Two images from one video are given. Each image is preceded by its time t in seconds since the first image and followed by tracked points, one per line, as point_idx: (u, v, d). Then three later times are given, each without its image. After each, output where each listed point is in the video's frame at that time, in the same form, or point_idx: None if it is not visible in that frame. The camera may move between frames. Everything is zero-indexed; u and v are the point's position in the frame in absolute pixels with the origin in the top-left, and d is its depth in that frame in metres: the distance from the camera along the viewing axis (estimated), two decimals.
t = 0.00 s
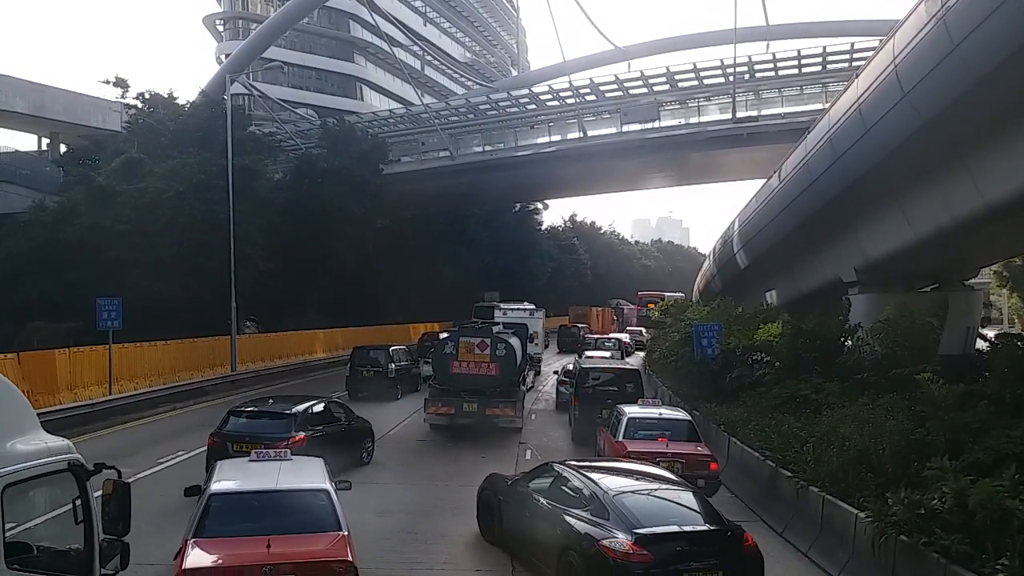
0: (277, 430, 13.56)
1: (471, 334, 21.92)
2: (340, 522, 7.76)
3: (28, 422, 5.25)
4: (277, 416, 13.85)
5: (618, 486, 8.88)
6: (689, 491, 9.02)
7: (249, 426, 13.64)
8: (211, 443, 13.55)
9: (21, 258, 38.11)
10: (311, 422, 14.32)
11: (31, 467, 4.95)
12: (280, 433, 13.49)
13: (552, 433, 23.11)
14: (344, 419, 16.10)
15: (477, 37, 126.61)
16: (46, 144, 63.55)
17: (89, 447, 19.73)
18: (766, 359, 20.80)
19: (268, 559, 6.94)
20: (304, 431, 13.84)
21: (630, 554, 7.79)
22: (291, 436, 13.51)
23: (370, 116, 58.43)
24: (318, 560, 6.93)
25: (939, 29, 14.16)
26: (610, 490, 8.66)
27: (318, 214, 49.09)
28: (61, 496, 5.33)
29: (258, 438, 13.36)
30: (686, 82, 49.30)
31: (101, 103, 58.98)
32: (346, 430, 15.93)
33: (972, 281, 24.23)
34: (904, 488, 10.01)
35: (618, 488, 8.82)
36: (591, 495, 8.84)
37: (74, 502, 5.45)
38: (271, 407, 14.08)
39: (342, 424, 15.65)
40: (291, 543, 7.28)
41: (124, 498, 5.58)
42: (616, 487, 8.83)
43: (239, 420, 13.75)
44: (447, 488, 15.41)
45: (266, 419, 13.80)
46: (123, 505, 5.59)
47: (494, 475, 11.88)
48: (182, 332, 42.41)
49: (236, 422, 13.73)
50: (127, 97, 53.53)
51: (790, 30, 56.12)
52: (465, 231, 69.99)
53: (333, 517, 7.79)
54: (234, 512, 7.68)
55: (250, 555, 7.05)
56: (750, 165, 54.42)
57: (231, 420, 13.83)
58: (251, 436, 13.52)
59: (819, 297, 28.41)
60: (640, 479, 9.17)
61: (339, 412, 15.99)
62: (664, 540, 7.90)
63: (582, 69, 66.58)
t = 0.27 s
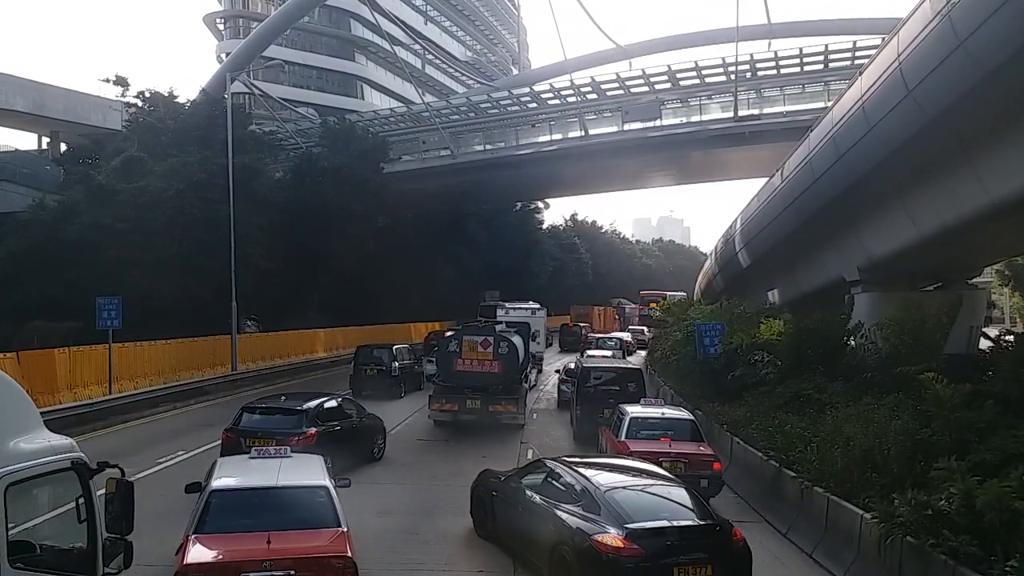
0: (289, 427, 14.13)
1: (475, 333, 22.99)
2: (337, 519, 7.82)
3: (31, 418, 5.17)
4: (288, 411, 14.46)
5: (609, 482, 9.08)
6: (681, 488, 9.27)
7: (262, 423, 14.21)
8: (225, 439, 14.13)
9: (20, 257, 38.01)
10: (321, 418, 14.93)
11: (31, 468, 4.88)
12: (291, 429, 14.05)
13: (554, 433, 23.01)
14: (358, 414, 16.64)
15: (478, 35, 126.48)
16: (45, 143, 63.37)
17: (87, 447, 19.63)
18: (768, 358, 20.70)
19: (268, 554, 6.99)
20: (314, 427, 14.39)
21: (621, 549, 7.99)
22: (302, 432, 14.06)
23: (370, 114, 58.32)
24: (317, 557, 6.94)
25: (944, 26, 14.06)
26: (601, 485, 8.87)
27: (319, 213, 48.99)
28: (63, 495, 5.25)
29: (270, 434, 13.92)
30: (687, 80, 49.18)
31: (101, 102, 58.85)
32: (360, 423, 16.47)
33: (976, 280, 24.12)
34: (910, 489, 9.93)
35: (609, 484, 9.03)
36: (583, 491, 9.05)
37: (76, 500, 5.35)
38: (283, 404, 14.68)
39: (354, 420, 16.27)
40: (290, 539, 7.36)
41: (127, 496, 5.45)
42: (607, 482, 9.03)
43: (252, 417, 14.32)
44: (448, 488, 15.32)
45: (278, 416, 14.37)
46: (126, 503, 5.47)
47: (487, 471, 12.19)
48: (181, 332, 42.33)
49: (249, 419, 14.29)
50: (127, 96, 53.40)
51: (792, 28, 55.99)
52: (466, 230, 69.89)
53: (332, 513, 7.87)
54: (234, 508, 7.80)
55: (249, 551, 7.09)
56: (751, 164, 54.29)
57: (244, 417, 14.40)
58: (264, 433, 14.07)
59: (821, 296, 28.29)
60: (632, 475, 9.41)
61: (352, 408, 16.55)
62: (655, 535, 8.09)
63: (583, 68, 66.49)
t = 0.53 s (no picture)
0: (300, 424, 14.45)
1: (478, 333, 23.26)
2: (339, 517, 7.80)
3: (31, 418, 5.10)
4: (299, 409, 14.77)
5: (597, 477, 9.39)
6: (669, 485, 9.55)
7: (274, 420, 14.54)
8: (238, 434, 14.48)
9: (20, 258, 37.95)
10: (332, 415, 15.21)
11: (35, 467, 4.81)
12: (302, 426, 14.37)
13: (555, 433, 22.94)
14: (368, 412, 16.88)
15: (479, 36, 126.52)
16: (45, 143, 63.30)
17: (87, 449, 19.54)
18: (770, 359, 20.61)
19: (270, 551, 6.96)
20: (325, 424, 14.69)
21: (608, 541, 8.26)
22: (313, 429, 14.39)
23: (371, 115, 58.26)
24: (320, 553, 6.93)
25: (948, 26, 13.98)
26: (589, 480, 9.21)
27: (319, 213, 48.91)
28: (67, 495, 5.20)
29: (281, 430, 14.25)
30: (688, 80, 49.11)
31: (101, 102, 58.82)
32: (370, 422, 16.70)
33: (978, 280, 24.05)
34: (915, 491, 9.86)
35: (598, 479, 9.36)
36: (572, 487, 9.39)
37: (79, 500, 5.32)
38: (295, 401, 14.99)
39: (365, 418, 16.53)
40: (291, 537, 7.31)
41: (130, 497, 5.54)
42: (595, 478, 9.39)
43: (265, 413, 14.66)
44: (449, 490, 15.24)
45: (290, 413, 14.69)
46: (128, 504, 5.56)
47: (479, 469, 12.51)
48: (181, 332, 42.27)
49: (262, 415, 14.63)
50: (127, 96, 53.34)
51: (794, 28, 55.93)
52: (466, 230, 69.82)
53: (332, 511, 7.84)
54: (234, 507, 7.73)
55: (251, 549, 7.05)
56: (753, 164, 54.21)
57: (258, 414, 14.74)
58: (276, 429, 14.41)
59: (823, 296, 28.21)
60: (620, 470, 9.78)
61: (363, 407, 16.79)
62: (640, 527, 8.39)
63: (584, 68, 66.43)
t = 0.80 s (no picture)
0: (312, 421, 14.89)
1: (480, 333, 23.63)
2: (337, 513, 7.91)
3: (37, 416, 5.05)
4: (313, 406, 15.19)
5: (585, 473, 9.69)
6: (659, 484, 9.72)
7: (288, 417, 15.02)
8: (255, 431, 15.00)
9: (20, 258, 37.89)
10: (344, 413, 15.62)
11: (37, 468, 4.77)
12: (315, 424, 14.80)
13: (556, 433, 22.86)
14: (380, 410, 17.21)
15: (479, 36, 126.50)
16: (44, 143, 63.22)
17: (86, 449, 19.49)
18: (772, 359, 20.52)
19: (269, 546, 7.04)
20: (337, 421, 15.10)
21: (596, 533, 8.57)
22: (325, 426, 14.81)
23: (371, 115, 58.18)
24: (318, 547, 7.02)
25: (951, 24, 13.90)
26: (578, 475, 9.49)
27: (319, 214, 48.86)
28: (71, 495, 5.18)
29: (295, 427, 14.71)
30: (689, 80, 49.04)
31: (101, 102, 58.77)
32: (382, 420, 17.05)
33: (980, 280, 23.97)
34: (920, 492, 9.78)
35: (586, 474, 9.64)
36: (561, 482, 9.66)
37: (85, 499, 5.29)
38: (308, 399, 15.45)
39: (377, 416, 16.88)
40: (290, 531, 7.43)
41: (134, 497, 5.54)
42: (584, 473, 9.67)
43: (280, 411, 15.15)
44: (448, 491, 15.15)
45: (303, 411, 15.14)
46: (133, 503, 5.57)
47: (472, 466, 12.68)
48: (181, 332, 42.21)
49: (277, 413, 15.13)
50: (127, 96, 53.28)
51: (796, 28, 55.82)
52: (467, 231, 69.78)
53: (331, 507, 7.95)
54: (234, 503, 7.84)
55: (250, 544, 7.13)
56: (754, 164, 54.12)
57: (273, 412, 15.24)
58: (291, 426, 14.87)
59: (825, 296, 28.14)
60: (609, 466, 10.03)
61: (375, 405, 17.12)
62: (626, 521, 8.69)
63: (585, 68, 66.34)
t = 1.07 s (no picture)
0: (323, 418, 15.35)
1: (482, 333, 24.24)
2: (336, 505, 8.22)
3: (44, 414, 5.07)
4: (325, 404, 15.67)
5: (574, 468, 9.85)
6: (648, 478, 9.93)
7: (301, 414, 15.50)
8: (269, 428, 15.51)
9: (19, 258, 37.86)
10: (356, 410, 16.10)
11: (47, 464, 4.74)
12: (325, 421, 15.27)
13: (557, 433, 22.84)
14: (392, 410, 17.70)
15: (480, 36, 126.63)
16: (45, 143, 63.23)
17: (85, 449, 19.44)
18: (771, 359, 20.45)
19: (269, 536, 7.43)
20: (348, 419, 15.55)
21: (583, 526, 8.72)
22: (336, 424, 15.26)
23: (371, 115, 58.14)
24: (318, 539, 7.43)
25: (953, 24, 13.86)
26: (567, 470, 9.65)
27: (319, 214, 48.83)
28: (78, 491, 5.18)
29: (306, 424, 15.17)
30: (690, 80, 49.01)
31: (101, 103, 58.75)
32: (393, 419, 17.47)
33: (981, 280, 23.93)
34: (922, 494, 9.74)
35: (576, 469, 9.81)
36: (551, 478, 9.80)
37: (91, 497, 5.32)
38: (320, 396, 15.93)
39: (388, 414, 17.37)
40: (290, 523, 7.76)
41: (141, 495, 5.54)
42: (574, 468, 9.83)
43: (293, 408, 15.63)
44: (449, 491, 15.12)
45: (315, 407, 15.59)
46: (139, 502, 5.56)
47: (465, 462, 12.98)
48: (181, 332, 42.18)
49: (290, 410, 15.61)
50: (127, 96, 53.23)
51: (796, 28, 55.81)
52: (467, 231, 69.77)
53: (328, 500, 8.25)
54: (234, 495, 8.12)
55: (251, 533, 7.51)
56: (754, 164, 54.07)
57: (287, 409, 15.73)
58: (303, 423, 15.33)
59: (825, 297, 28.15)
60: (597, 461, 10.22)
61: (387, 404, 17.63)
62: (614, 514, 8.84)
63: (585, 68, 66.30)
